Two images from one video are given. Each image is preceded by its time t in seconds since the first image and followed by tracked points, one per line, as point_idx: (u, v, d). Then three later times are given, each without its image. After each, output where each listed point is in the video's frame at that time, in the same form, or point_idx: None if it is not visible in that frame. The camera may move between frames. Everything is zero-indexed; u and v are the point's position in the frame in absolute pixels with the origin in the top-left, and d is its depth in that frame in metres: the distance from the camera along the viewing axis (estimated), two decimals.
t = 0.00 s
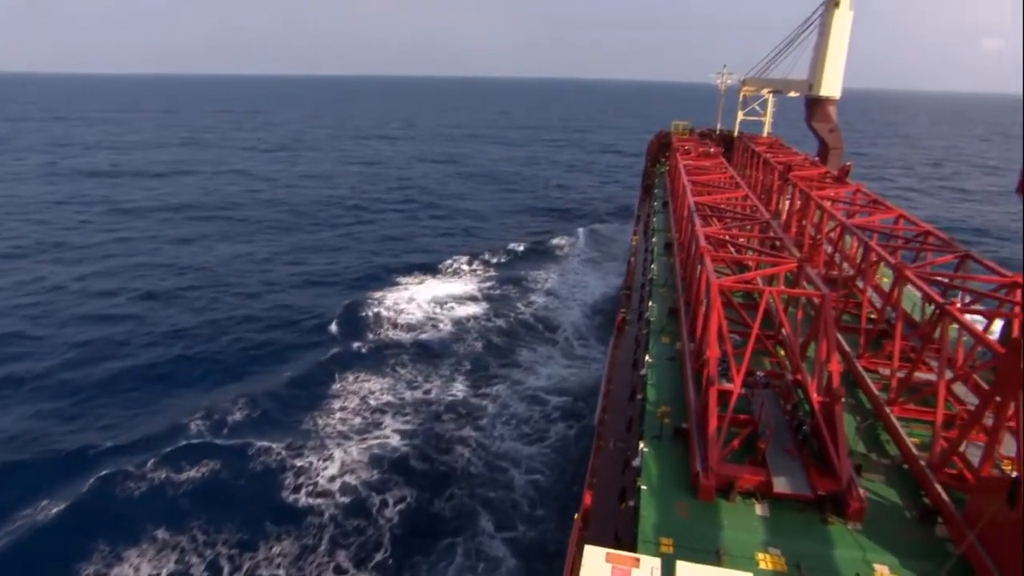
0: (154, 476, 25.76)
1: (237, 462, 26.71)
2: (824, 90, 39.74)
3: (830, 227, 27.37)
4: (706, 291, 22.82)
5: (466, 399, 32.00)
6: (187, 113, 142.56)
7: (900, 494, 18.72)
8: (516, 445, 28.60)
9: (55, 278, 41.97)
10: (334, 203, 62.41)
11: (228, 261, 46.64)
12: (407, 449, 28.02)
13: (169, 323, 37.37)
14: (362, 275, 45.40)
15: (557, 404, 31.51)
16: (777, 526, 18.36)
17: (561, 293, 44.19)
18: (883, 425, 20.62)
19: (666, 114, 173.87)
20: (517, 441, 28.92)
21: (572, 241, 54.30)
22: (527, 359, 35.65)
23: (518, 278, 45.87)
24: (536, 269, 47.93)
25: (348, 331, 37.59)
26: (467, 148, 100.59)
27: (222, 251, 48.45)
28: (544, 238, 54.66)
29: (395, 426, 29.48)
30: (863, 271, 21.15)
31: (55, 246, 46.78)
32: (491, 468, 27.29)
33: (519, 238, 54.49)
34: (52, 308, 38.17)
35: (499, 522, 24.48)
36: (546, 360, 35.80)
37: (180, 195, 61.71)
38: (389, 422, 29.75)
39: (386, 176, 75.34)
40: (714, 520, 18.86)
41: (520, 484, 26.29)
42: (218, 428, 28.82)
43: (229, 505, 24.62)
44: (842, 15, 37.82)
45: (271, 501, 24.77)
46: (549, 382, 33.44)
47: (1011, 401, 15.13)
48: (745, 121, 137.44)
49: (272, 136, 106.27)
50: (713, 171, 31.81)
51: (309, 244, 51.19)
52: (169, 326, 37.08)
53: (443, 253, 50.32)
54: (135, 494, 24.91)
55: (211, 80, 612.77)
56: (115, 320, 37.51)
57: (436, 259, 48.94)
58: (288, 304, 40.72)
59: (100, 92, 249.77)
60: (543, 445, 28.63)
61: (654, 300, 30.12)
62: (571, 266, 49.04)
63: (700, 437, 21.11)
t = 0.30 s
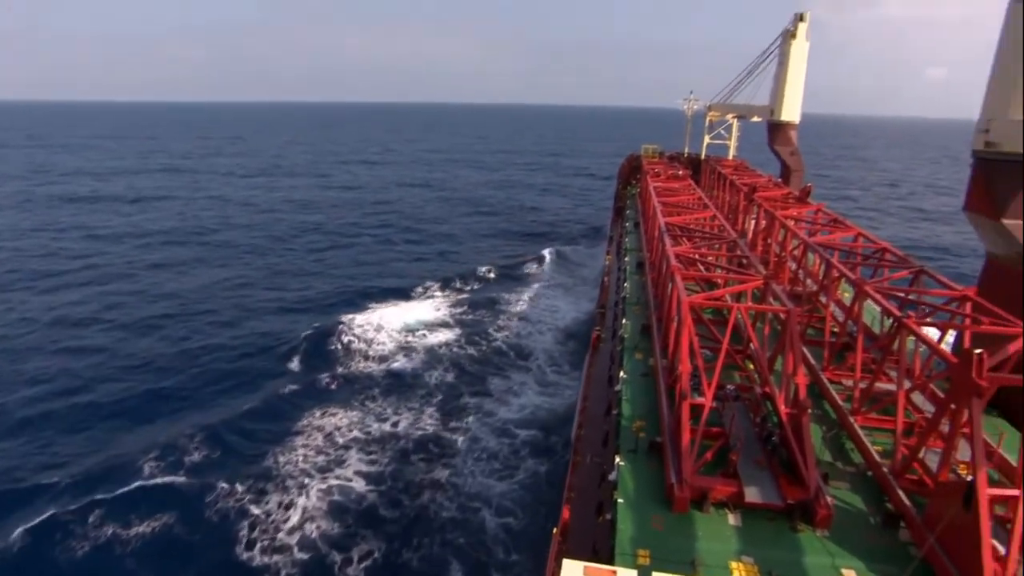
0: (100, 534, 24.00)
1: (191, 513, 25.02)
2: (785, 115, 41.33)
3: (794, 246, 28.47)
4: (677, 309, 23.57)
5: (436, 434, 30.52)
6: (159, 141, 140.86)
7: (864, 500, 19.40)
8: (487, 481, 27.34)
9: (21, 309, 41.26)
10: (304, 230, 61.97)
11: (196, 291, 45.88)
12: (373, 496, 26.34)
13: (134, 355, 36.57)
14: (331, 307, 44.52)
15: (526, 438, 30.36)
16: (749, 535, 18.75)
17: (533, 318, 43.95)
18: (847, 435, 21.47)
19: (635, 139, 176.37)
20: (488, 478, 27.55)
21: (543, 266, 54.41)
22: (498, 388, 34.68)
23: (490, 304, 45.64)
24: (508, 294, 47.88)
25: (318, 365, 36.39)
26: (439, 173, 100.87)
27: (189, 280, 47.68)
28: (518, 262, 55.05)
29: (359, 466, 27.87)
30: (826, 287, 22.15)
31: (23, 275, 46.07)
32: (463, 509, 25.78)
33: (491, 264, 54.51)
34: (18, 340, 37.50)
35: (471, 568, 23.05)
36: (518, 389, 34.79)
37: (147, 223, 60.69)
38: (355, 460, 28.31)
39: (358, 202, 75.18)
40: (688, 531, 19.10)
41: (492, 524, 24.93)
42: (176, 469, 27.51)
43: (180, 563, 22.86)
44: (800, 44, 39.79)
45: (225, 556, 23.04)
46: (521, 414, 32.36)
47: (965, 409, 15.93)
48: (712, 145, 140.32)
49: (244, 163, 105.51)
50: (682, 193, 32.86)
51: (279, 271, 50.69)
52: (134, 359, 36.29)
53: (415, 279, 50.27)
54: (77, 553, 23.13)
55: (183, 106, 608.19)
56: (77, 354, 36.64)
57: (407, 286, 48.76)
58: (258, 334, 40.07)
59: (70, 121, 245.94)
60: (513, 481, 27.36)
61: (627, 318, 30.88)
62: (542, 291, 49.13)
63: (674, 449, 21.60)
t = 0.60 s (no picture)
0: None
1: (148, 562, 23.31)
2: (752, 134, 42.54)
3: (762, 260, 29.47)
4: (651, 322, 24.23)
5: (409, 465, 29.41)
6: (128, 162, 138.28)
7: (834, 504, 20.05)
8: (462, 517, 26.04)
9: None
10: (277, 251, 61.22)
11: (165, 316, 44.90)
12: (341, 539, 24.82)
13: (100, 381, 35.53)
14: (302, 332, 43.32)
15: (500, 468, 29.32)
16: (724, 541, 19.14)
17: (508, 339, 43.44)
18: (816, 441, 22.26)
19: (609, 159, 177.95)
20: (463, 513, 26.30)
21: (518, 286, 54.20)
22: (473, 414, 33.85)
23: (465, 325, 45.14)
24: (483, 313, 47.58)
25: (290, 395, 35.01)
26: (413, 193, 100.71)
27: (158, 304, 46.70)
28: (494, 280, 55.33)
29: (327, 502, 26.55)
30: (794, 298, 22.98)
31: None
32: (438, 550, 24.43)
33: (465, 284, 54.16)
34: None
35: None
36: (490, 415, 34.05)
37: (114, 245, 59.37)
38: (322, 495, 26.98)
39: (332, 222, 74.62)
40: (666, 539, 19.34)
41: (467, 561, 23.74)
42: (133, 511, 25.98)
43: None
44: (765, 66, 41.26)
45: None
46: (494, 441, 31.45)
47: (926, 414, 16.57)
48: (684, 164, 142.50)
49: (223, 182, 104.83)
50: (655, 210, 33.68)
51: (250, 293, 49.95)
52: (100, 385, 35.26)
53: (390, 300, 49.91)
54: None
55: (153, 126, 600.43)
56: (43, 379, 35.82)
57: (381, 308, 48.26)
58: (229, 359, 39.19)
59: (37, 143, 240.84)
60: (487, 516, 26.16)
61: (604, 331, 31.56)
62: (517, 312, 48.93)
63: (651, 459, 22.05)
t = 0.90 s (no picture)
0: None
1: None
2: (717, 151, 43.94)
3: (729, 272, 30.43)
4: (624, 333, 24.86)
5: (376, 498, 28.10)
6: (93, 181, 134.98)
7: (801, 506, 20.80)
8: (433, 559, 24.50)
9: None
10: (246, 271, 60.30)
11: (130, 339, 43.81)
12: None
13: (63, 405, 34.70)
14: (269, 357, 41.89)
15: (471, 503, 27.98)
16: (697, 545, 19.51)
17: (480, 360, 42.69)
18: (783, 446, 23.12)
19: (579, 175, 179.29)
20: (432, 556, 24.71)
21: (489, 305, 53.65)
22: (443, 438, 32.99)
23: (436, 347, 44.33)
24: (453, 333, 46.99)
25: (256, 423, 33.68)
26: (384, 211, 100.28)
27: (123, 327, 45.59)
28: (467, 297, 55.38)
29: (288, 543, 24.98)
30: (760, 308, 23.92)
31: None
32: None
33: (436, 302, 53.61)
34: None
35: None
36: (460, 441, 32.99)
37: (76, 266, 57.84)
38: (284, 535, 25.35)
39: (303, 241, 73.90)
40: (641, 545, 19.56)
41: None
42: (76, 560, 24.03)
43: None
44: (728, 87, 42.64)
45: None
46: (465, 472, 30.23)
47: (885, 417, 17.26)
48: (653, 180, 144.48)
49: (197, 200, 103.68)
50: (625, 224, 34.56)
51: (219, 315, 49.06)
52: (61, 411, 34.13)
53: (363, 320, 49.50)
54: None
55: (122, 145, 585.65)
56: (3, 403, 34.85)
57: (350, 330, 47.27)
58: (196, 382, 38.22)
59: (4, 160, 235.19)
60: (459, 556, 24.71)
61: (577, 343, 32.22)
62: (489, 331, 48.52)
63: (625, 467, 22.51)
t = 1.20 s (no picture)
0: None
1: None
2: (691, 162, 44.76)
3: (704, 280, 31.05)
4: (601, 341, 25.26)
5: (344, 529, 26.13)
6: (69, 194, 132.73)
7: (775, 508, 21.27)
8: None
9: None
10: (219, 286, 59.22)
11: (98, 357, 42.56)
12: None
13: (25, 422, 33.60)
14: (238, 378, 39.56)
15: (447, 534, 25.99)
16: (677, 548, 19.70)
17: (455, 378, 41.11)
18: (758, 449, 23.68)
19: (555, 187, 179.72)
20: None
21: (465, 321, 52.41)
22: (417, 460, 31.32)
23: (411, 364, 42.66)
24: (427, 350, 45.55)
25: (222, 448, 31.66)
26: (360, 224, 99.45)
27: (90, 345, 44.29)
28: (445, 310, 55.03)
29: None
30: (734, 315, 24.53)
31: None
32: None
33: (412, 317, 52.54)
34: None
35: None
36: (436, 462, 31.34)
37: (41, 283, 56.25)
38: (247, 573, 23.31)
39: (277, 255, 72.89)
40: (621, 551, 19.68)
41: None
42: None
43: None
44: (700, 100, 43.57)
45: None
46: (441, 499, 28.32)
47: (855, 419, 17.74)
48: (629, 190, 145.67)
49: (172, 213, 102.16)
50: (602, 234, 35.07)
51: (191, 329, 48.18)
52: (21, 430, 32.87)
53: (340, 333, 48.79)
54: None
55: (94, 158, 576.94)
56: None
57: (322, 348, 45.44)
58: (166, 398, 36.96)
59: None
60: None
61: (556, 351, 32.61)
62: (465, 345, 47.29)
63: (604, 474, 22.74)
